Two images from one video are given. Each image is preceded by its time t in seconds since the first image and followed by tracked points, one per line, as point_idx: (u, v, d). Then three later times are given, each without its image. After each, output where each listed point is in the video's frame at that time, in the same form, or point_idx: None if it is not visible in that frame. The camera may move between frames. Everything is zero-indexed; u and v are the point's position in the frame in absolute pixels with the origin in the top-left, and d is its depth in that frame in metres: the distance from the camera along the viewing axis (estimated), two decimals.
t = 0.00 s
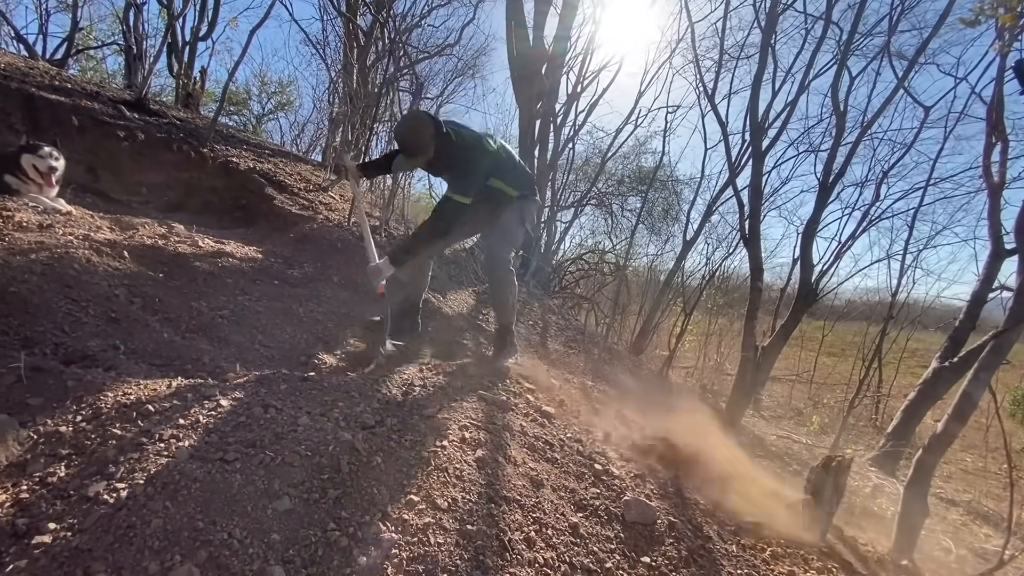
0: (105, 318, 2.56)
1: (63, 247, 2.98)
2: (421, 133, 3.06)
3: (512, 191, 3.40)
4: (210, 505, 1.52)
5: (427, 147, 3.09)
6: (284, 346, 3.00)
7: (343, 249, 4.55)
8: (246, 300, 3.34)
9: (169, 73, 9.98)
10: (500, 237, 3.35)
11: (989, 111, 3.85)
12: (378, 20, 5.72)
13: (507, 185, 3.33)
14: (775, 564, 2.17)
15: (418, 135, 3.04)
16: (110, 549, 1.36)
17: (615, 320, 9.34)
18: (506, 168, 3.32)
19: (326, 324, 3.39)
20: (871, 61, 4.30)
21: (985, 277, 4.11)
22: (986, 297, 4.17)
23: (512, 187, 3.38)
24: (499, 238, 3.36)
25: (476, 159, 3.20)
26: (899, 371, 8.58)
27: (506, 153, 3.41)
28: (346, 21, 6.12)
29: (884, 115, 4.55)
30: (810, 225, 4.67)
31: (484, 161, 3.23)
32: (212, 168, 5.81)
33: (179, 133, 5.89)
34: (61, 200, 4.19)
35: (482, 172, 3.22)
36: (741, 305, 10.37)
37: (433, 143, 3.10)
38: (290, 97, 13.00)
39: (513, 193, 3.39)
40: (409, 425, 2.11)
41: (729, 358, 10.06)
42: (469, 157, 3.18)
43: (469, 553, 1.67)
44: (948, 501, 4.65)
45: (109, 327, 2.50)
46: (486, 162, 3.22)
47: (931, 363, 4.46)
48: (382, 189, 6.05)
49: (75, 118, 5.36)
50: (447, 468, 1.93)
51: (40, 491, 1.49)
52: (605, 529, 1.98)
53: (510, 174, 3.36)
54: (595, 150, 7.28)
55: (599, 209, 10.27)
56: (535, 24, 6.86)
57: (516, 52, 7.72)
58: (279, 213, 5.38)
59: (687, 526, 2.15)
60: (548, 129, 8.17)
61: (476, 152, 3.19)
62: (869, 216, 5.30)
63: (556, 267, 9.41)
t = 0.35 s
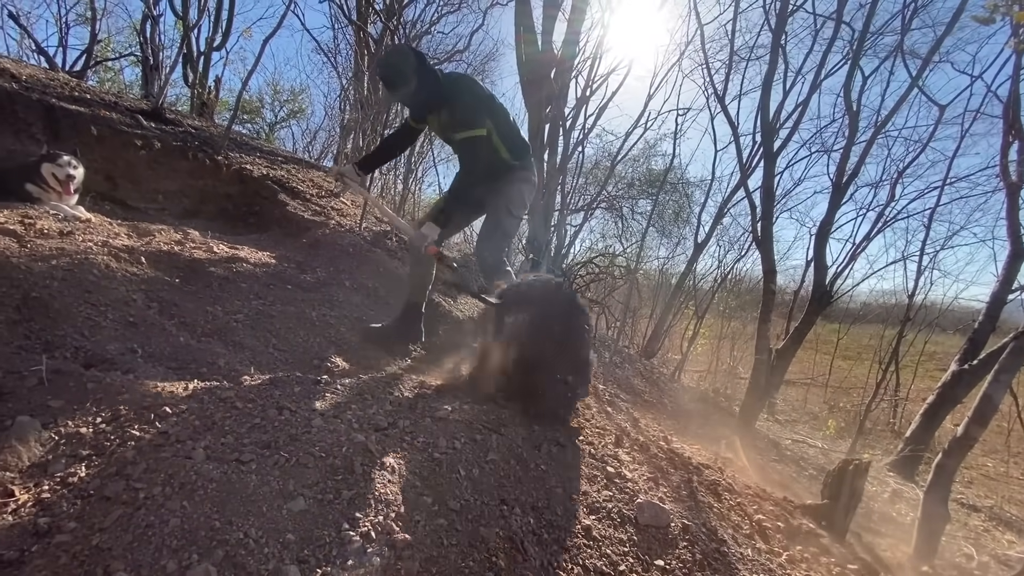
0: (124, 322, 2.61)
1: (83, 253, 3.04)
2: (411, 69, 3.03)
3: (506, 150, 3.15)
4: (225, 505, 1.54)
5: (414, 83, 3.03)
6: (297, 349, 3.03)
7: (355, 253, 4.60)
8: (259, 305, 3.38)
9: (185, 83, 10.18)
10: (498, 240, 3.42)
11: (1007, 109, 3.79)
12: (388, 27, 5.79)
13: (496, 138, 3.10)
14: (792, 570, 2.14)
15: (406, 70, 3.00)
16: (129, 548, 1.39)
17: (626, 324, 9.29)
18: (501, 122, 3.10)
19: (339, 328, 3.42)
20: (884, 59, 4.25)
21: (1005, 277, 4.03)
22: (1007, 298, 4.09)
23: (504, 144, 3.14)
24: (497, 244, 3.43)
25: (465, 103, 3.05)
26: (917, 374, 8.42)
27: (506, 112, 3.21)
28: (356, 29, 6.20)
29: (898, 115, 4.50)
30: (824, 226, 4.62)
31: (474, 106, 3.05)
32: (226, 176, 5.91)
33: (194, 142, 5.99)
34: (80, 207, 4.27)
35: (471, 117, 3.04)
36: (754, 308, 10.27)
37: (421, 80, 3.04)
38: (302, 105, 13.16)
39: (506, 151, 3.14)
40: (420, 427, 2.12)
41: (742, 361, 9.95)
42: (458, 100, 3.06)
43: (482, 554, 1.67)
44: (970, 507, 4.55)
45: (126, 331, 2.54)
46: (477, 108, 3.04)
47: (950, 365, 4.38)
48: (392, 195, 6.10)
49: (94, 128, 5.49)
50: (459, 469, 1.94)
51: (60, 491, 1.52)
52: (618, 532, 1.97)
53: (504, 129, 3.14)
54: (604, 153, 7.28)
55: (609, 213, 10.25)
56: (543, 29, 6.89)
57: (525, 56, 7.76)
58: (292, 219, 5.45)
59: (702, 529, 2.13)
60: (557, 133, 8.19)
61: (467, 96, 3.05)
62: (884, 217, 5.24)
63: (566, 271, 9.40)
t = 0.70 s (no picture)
0: (134, 333, 2.64)
1: (95, 264, 3.09)
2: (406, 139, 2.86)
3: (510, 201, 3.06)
4: (234, 519, 1.55)
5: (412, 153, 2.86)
6: (305, 358, 3.05)
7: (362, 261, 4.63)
8: (268, 314, 3.42)
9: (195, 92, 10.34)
10: (506, 243, 3.07)
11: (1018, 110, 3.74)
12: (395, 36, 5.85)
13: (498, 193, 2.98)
14: None
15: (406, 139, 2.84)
16: (138, 563, 1.40)
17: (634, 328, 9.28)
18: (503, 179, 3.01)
19: (347, 337, 3.44)
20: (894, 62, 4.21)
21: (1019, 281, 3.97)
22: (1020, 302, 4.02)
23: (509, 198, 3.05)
24: (505, 250, 3.07)
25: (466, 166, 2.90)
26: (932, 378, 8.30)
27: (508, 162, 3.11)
28: (364, 37, 6.26)
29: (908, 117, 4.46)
30: (833, 230, 4.58)
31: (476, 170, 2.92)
32: (235, 184, 5.98)
33: (204, 151, 6.07)
34: (93, 218, 4.34)
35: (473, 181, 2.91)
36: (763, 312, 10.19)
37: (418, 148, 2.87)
38: (310, 113, 13.29)
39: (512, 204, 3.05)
40: (426, 437, 2.13)
41: (751, 365, 9.88)
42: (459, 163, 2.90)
43: (487, 568, 1.67)
44: (986, 514, 4.47)
45: (137, 342, 2.57)
46: (475, 172, 2.91)
47: (964, 370, 4.31)
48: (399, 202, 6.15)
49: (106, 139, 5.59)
50: (465, 482, 1.94)
51: (72, 504, 1.54)
52: (625, 545, 1.96)
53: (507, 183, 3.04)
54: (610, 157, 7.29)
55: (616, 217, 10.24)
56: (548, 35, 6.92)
57: (531, 62, 7.78)
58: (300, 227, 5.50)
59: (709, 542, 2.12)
60: (564, 138, 8.21)
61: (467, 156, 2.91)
62: (895, 219, 5.18)
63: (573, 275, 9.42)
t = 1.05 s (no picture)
0: (143, 342, 2.67)
1: (105, 272, 3.13)
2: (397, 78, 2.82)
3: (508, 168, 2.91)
4: (240, 529, 1.57)
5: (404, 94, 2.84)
6: (311, 365, 3.07)
7: (369, 267, 4.67)
8: (275, 321, 3.45)
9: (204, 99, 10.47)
10: (499, 248, 2.97)
11: None
12: (400, 42, 5.89)
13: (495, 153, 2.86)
14: None
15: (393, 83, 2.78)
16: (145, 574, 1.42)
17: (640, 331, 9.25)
18: (500, 136, 2.88)
19: (353, 343, 3.46)
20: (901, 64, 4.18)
21: None
22: None
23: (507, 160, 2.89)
24: (498, 254, 2.97)
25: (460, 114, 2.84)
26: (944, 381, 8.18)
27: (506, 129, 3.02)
28: (369, 44, 6.31)
29: (916, 119, 4.43)
30: (840, 233, 4.55)
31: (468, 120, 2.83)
32: (243, 191, 6.05)
33: (212, 159, 6.14)
34: (104, 226, 4.41)
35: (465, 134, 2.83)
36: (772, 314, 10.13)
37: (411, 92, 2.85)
38: (318, 119, 13.40)
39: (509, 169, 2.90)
40: (430, 446, 2.14)
41: (760, 368, 9.80)
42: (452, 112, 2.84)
43: None
44: (1000, 521, 4.39)
45: (146, 350, 2.61)
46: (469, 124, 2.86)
47: (976, 374, 4.25)
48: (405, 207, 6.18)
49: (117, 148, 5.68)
50: (469, 491, 1.94)
51: (83, 513, 1.56)
52: (629, 555, 1.96)
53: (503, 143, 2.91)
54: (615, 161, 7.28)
55: (622, 220, 10.23)
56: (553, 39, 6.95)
57: (536, 66, 7.81)
58: (307, 233, 5.55)
59: (715, 553, 2.11)
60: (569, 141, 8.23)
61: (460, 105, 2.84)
62: (904, 222, 5.13)
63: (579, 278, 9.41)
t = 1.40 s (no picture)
0: (157, 349, 2.70)
1: (118, 280, 3.17)
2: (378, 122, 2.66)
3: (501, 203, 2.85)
4: (256, 537, 1.59)
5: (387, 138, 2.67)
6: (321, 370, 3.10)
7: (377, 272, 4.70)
8: (285, 327, 3.48)
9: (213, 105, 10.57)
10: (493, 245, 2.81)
11: None
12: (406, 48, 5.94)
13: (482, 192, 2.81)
14: None
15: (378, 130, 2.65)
16: None
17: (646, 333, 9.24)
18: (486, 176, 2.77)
19: (362, 349, 3.49)
20: (910, 66, 4.16)
21: None
22: None
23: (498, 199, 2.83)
24: (492, 252, 2.79)
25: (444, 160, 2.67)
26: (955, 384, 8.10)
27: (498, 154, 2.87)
28: (375, 49, 6.35)
29: (925, 122, 4.40)
30: (849, 237, 4.52)
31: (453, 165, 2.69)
32: (252, 197, 6.10)
33: (221, 165, 6.19)
34: (117, 233, 4.46)
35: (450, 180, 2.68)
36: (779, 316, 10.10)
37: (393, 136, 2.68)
38: (324, 123, 13.50)
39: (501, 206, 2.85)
40: (440, 452, 2.16)
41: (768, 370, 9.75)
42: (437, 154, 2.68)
43: None
44: (1014, 527, 4.34)
45: (159, 358, 2.64)
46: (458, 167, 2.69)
47: (988, 378, 4.22)
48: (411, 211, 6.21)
49: (128, 155, 5.76)
50: (480, 500, 1.95)
51: (102, 522, 1.59)
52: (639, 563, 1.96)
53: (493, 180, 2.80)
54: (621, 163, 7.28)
55: (628, 222, 10.23)
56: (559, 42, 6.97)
57: (541, 69, 7.83)
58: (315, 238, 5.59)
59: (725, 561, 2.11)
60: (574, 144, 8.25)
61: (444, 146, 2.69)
62: (914, 224, 5.09)
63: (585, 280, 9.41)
